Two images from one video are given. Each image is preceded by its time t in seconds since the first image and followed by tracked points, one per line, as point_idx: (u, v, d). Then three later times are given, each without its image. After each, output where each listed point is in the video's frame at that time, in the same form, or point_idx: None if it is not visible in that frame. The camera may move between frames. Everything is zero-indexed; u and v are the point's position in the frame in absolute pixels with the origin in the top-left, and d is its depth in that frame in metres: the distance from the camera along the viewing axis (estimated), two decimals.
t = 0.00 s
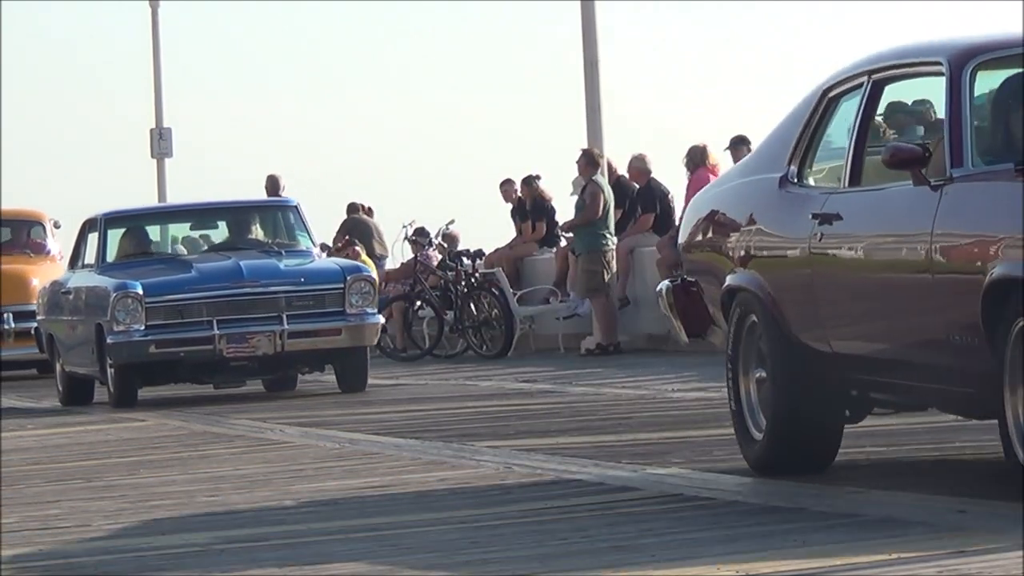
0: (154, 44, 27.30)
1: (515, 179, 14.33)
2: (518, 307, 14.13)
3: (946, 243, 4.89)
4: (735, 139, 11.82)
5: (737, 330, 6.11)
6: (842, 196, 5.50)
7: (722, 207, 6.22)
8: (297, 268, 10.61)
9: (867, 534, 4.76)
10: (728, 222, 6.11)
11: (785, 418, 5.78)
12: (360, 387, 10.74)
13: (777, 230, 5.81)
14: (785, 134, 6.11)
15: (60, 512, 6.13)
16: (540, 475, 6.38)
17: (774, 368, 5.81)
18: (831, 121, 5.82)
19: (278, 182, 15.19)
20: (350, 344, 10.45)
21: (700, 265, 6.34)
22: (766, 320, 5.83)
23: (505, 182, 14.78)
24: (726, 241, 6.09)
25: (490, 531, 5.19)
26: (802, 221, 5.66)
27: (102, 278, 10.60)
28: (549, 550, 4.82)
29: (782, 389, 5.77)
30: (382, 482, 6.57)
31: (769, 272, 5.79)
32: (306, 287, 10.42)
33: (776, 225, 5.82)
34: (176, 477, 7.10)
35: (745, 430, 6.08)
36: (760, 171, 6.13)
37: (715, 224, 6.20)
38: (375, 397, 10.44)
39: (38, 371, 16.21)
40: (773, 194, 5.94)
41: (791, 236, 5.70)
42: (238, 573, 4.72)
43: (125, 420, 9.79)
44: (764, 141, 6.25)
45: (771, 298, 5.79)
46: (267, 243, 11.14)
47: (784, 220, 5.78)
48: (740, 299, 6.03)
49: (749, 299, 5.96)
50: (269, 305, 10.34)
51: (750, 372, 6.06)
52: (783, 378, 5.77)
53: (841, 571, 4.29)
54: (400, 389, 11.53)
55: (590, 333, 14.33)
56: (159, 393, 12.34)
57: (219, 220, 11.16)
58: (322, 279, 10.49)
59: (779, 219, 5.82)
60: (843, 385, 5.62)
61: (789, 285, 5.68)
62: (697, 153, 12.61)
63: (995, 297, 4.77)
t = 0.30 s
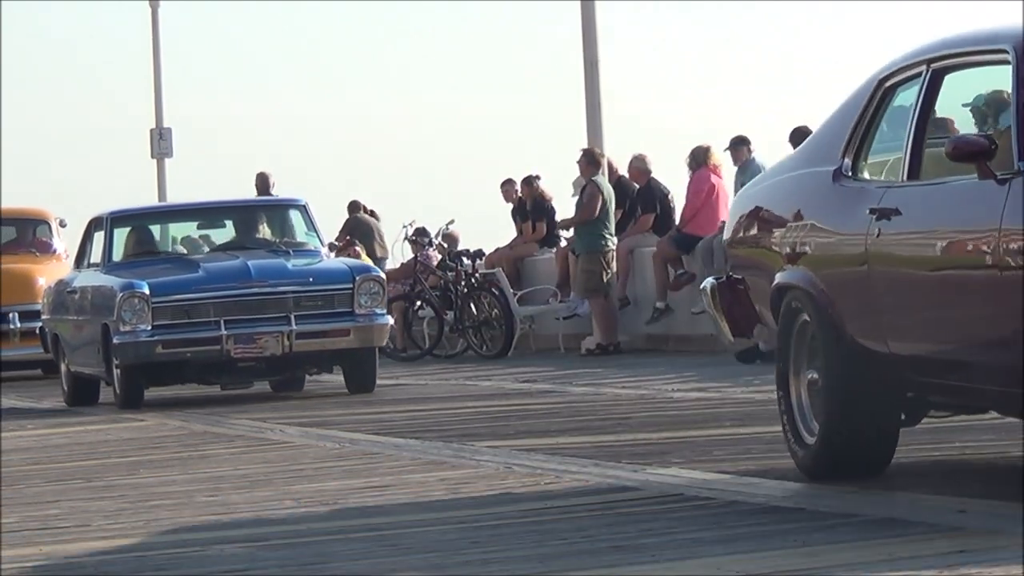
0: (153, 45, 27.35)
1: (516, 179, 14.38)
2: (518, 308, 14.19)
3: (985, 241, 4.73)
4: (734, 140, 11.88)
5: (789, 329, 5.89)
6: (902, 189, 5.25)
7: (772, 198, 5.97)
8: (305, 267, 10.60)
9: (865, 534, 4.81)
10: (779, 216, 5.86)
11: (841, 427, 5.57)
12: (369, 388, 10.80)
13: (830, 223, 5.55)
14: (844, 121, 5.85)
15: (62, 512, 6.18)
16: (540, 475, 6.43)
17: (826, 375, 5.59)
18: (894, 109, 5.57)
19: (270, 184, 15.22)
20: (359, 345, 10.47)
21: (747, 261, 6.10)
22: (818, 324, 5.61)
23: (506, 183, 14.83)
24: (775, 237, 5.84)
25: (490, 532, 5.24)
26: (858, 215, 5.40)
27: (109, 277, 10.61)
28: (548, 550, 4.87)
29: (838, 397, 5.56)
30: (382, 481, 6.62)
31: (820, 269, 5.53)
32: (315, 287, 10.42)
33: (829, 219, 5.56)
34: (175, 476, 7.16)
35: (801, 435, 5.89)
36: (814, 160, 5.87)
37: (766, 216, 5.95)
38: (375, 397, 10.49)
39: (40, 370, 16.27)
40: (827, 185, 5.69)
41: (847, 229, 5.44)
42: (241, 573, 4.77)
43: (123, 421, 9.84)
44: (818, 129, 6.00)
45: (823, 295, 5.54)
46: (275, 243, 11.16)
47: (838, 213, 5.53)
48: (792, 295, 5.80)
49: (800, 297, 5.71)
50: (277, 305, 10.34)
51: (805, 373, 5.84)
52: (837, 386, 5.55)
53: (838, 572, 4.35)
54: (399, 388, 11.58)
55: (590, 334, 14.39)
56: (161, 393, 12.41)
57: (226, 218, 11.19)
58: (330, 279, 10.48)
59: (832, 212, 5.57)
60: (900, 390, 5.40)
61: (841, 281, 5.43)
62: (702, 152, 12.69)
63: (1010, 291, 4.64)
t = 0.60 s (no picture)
0: (154, 45, 27.37)
1: (515, 179, 14.37)
2: (518, 308, 14.18)
3: (1007, 236, 4.67)
4: (734, 140, 11.86)
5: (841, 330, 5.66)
6: (962, 183, 5.03)
7: (824, 195, 5.74)
8: (314, 267, 10.41)
9: (866, 534, 4.81)
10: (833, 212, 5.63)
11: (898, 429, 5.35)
12: (378, 387, 10.64)
13: (889, 219, 5.32)
14: (901, 112, 5.63)
15: (61, 512, 6.18)
16: (541, 475, 6.43)
17: (882, 375, 5.37)
18: (952, 101, 5.35)
19: (251, 187, 15.31)
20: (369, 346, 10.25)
21: (797, 255, 5.87)
22: (875, 320, 5.38)
23: (506, 183, 14.82)
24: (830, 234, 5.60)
25: (490, 532, 5.24)
26: (919, 210, 5.17)
27: (116, 277, 10.43)
28: (548, 551, 4.87)
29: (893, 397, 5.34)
30: (382, 480, 6.62)
31: (878, 264, 5.30)
32: (325, 287, 10.23)
33: (888, 214, 5.33)
34: (175, 475, 7.17)
35: (853, 438, 5.65)
36: (870, 154, 5.64)
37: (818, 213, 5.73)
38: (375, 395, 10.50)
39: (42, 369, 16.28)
40: (884, 179, 5.46)
41: (906, 226, 5.21)
42: (240, 574, 4.76)
43: (123, 421, 9.84)
44: (869, 122, 5.78)
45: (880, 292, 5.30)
46: (284, 242, 11.05)
47: (898, 207, 5.30)
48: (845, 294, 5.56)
49: (856, 295, 5.47)
50: (286, 305, 10.15)
51: (857, 375, 5.61)
52: (893, 386, 5.33)
53: (839, 572, 4.35)
54: (400, 387, 11.59)
55: (590, 334, 14.39)
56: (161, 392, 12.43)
57: (233, 217, 11.08)
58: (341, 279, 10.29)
59: (890, 207, 5.33)
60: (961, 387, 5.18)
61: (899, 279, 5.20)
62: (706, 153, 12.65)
63: (1009, 289, 4.67)
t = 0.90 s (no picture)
0: (154, 45, 27.36)
1: (515, 179, 14.38)
2: (518, 308, 14.16)
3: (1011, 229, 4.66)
4: (735, 138, 11.85)
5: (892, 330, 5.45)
6: None
7: (883, 187, 5.49)
8: (324, 268, 10.31)
9: (866, 534, 4.81)
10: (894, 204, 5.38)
11: (958, 424, 5.13)
12: (388, 390, 10.41)
13: (943, 210, 5.07)
14: (963, 101, 5.36)
15: (61, 512, 6.18)
16: (541, 475, 6.43)
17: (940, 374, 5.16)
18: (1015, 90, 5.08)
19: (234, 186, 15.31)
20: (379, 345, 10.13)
21: (849, 252, 5.71)
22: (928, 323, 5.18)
23: (506, 181, 14.82)
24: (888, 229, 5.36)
25: (491, 532, 5.24)
26: (980, 203, 4.89)
27: (123, 277, 10.33)
28: (549, 551, 4.86)
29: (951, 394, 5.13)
30: (381, 480, 6.61)
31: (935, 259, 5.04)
32: (335, 287, 10.13)
33: (946, 206, 5.06)
34: (175, 476, 7.16)
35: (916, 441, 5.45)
36: (929, 145, 5.38)
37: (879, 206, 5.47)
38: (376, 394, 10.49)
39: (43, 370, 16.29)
40: (941, 170, 5.21)
41: (964, 218, 4.94)
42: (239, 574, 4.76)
43: (123, 421, 9.84)
44: (929, 112, 5.53)
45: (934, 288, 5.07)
46: (292, 240, 10.89)
47: (955, 200, 5.03)
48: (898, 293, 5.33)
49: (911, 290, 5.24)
50: (297, 305, 10.06)
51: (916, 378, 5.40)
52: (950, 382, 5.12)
53: (839, 571, 4.34)
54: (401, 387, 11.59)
55: (590, 334, 14.39)
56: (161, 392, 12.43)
57: (241, 217, 10.93)
58: (352, 279, 10.19)
59: (950, 197, 5.06)
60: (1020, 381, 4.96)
61: (959, 273, 4.93)
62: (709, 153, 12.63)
63: (1008, 285, 4.68)
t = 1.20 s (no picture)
0: (154, 45, 27.38)
1: (515, 179, 14.39)
2: (518, 308, 14.16)
3: None
4: (734, 139, 11.86)
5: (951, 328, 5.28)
6: None
7: (935, 181, 5.23)
8: (335, 267, 10.12)
9: (866, 534, 4.81)
10: (949, 198, 5.12)
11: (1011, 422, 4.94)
12: (398, 390, 10.31)
13: (1008, 204, 4.81)
14: None
15: (61, 512, 6.18)
16: (541, 475, 6.43)
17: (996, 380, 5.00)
18: None
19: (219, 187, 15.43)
20: (391, 346, 10.00)
21: (898, 247, 5.48)
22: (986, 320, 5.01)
23: (506, 182, 14.82)
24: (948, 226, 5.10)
25: (491, 532, 5.24)
26: None
27: (130, 277, 10.16)
28: (549, 551, 4.87)
29: (1006, 389, 4.94)
30: (380, 480, 6.61)
31: (1001, 254, 4.80)
32: (346, 286, 9.96)
33: (1007, 199, 4.81)
34: (174, 475, 7.16)
35: (972, 448, 5.29)
36: (986, 136, 5.11)
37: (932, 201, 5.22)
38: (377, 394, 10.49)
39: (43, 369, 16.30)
40: (1002, 161, 4.94)
41: None
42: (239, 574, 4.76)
43: (125, 421, 9.85)
44: (982, 104, 5.28)
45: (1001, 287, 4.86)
46: (302, 240, 10.74)
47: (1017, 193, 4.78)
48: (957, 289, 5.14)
49: (971, 288, 5.05)
50: (307, 305, 9.88)
51: (973, 377, 5.26)
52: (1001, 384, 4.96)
53: (839, 571, 4.35)
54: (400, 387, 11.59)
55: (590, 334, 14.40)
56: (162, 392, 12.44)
57: (249, 214, 10.76)
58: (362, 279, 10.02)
59: (1011, 190, 4.81)
60: None
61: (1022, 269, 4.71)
62: (708, 153, 12.61)
63: None
